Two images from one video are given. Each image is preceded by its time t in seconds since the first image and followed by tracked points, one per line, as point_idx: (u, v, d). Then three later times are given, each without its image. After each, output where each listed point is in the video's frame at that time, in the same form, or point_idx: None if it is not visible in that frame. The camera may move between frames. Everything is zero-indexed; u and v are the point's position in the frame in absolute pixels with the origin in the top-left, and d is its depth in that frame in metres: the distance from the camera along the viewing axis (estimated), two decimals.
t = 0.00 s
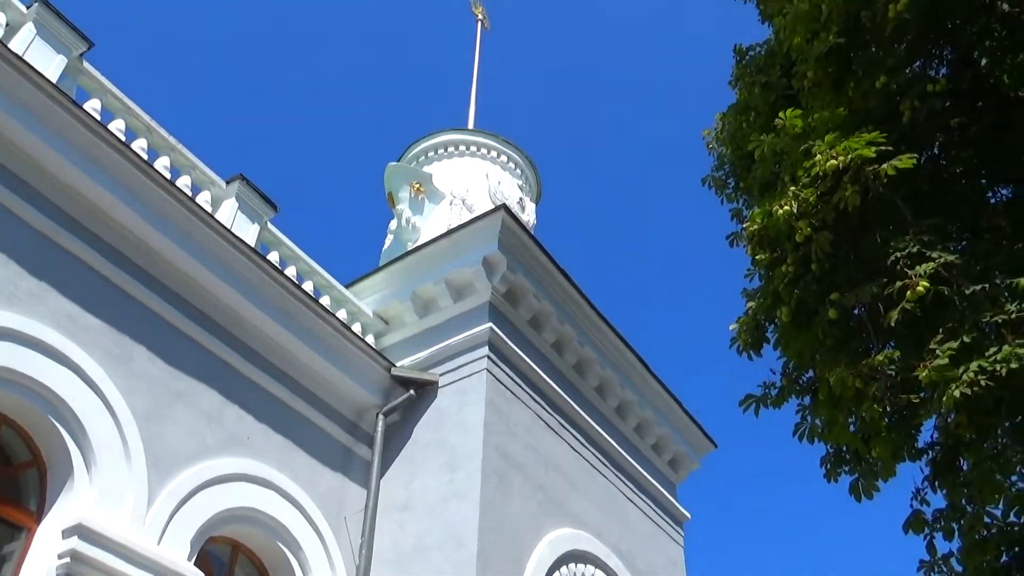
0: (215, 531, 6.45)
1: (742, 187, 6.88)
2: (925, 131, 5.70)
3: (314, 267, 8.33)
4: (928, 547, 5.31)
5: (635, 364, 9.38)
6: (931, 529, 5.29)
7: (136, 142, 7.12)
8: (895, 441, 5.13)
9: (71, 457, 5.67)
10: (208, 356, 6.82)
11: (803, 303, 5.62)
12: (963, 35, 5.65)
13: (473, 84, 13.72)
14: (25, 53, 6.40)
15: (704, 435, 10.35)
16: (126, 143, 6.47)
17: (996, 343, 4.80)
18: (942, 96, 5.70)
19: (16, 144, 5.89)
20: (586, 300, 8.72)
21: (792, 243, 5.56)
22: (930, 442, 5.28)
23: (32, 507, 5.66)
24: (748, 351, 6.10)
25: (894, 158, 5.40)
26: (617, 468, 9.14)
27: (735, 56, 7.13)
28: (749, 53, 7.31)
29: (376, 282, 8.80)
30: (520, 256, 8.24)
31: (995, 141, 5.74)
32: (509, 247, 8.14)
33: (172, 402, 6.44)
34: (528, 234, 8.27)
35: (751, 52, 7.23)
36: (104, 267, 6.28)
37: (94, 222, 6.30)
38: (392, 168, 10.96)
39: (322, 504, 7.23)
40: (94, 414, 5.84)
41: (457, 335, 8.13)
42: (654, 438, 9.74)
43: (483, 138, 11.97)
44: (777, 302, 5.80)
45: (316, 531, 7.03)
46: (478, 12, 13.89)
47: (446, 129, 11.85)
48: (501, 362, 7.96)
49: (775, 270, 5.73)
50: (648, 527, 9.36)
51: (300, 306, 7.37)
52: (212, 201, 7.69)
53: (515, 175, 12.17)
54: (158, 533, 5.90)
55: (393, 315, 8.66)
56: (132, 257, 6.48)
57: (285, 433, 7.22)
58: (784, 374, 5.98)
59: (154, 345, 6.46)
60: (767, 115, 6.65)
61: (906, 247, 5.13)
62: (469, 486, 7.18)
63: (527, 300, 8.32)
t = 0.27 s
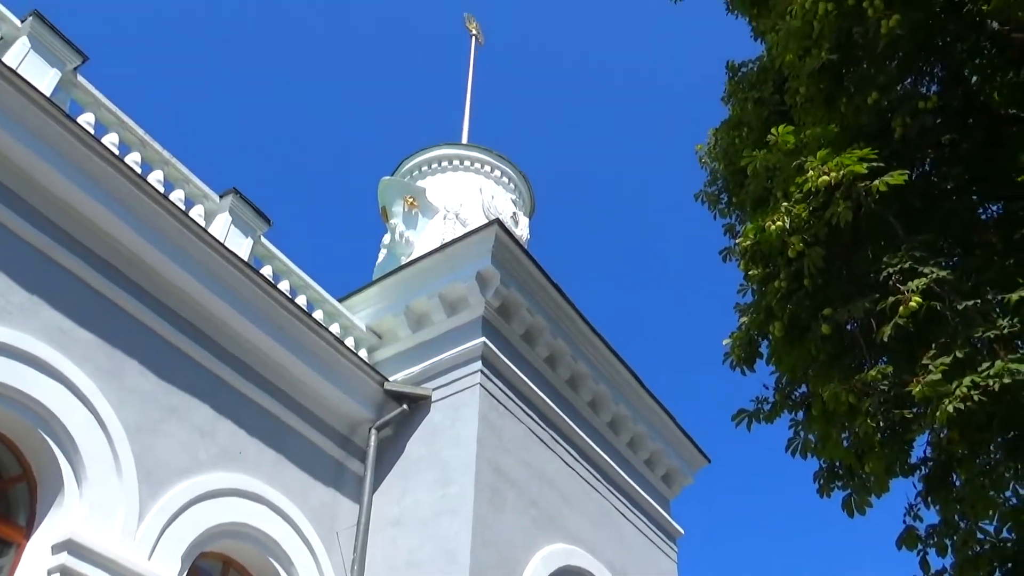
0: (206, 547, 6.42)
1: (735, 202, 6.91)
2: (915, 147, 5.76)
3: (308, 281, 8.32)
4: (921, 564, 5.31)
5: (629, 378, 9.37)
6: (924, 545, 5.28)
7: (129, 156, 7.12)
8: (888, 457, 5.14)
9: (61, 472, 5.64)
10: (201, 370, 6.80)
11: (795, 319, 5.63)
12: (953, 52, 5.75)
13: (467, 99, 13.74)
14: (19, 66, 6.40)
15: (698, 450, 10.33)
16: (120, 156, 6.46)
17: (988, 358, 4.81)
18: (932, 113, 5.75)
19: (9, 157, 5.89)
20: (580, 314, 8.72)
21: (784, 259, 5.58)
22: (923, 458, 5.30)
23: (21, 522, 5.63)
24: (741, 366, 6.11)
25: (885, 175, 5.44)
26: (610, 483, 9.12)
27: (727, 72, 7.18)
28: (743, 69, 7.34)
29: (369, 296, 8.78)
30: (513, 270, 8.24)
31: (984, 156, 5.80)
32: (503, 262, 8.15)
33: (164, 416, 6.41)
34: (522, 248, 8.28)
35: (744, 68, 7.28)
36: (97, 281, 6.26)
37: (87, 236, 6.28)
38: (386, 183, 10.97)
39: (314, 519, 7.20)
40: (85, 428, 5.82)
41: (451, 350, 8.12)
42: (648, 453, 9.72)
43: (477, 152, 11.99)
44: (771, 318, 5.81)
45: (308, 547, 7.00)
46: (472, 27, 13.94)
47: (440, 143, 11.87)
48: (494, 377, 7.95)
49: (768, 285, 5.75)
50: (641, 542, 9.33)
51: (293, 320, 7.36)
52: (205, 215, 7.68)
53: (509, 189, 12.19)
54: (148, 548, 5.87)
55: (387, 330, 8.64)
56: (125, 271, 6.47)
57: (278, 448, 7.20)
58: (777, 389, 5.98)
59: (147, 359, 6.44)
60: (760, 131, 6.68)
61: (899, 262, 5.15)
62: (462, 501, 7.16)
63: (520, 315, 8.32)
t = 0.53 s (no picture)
0: (199, 561, 6.40)
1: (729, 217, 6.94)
2: (908, 160, 5.79)
3: (302, 294, 8.31)
4: None
5: (624, 392, 9.35)
6: (921, 559, 5.27)
7: (124, 169, 7.12)
8: (883, 470, 5.14)
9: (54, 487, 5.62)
10: (195, 384, 6.78)
11: (790, 332, 5.64)
12: (946, 67, 5.88)
13: (462, 112, 13.76)
14: (15, 80, 6.40)
15: (693, 463, 10.31)
16: (116, 170, 6.46)
17: (983, 371, 4.82)
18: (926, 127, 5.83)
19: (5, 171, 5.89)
20: (575, 328, 8.71)
21: (779, 272, 5.60)
22: (919, 471, 5.29)
23: (14, 536, 5.63)
24: (736, 380, 6.11)
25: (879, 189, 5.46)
26: (605, 497, 9.09)
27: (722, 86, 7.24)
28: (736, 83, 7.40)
29: (364, 309, 8.77)
30: (508, 284, 8.24)
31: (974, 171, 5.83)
32: (498, 275, 8.14)
33: (158, 430, 6.39)
34: (517, 262, 8.28)
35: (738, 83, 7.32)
36: (92, 294, 6.25)
37: (81, 249, 6.27)
38: (382, 196, 10.97)
39: (309, 533, 7.17)
40: (78, 442, 5.80)
41: (445, 363, 8.11)
42: (643, 467, 9.70)
43: (473, 166, 12.00)
44: (766, 331, 5.82)
45: (302, 561, 6.98)
46: (467, 41, 13.97)
47: (436, 157, 11.88)
48: (490, 391, 7.94)
49: (763, 299, 5.76)
50: (637, 557, 9.30)
51: (288, 333, 7.34)
52: (200, 228, 7.68)
53: (504, 203, 12.20)
54: (141, 564, 5.84)
55: (381, 343, 8.63)
56: (118, 284, 6.45)
57: (272, 462, 7.17)
58: (772, 402, 5.99)
59: (141, 373, 6.42)
60: (754, 145, 6.70)
61: (893, 276, 5.17)
62: (457, 515, 7.14)
63: (515, 328, 8.31)
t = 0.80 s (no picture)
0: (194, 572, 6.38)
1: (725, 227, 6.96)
2: (904, 171, 5.82)
3: (298, 303, 8.30)
4: None
5: (620, 402, 9.34)
6: (918, 570, 5.27)
7: (121, 179, 7.12)
8: (880, 481, 5.15)
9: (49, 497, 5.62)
10: (190, 393, 6.77)
11: (787, 342, 5.65)
12: (940, 78, 5.98)
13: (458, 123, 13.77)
14: (11, 90, 6.41)
15: (689, 473, 10.30)
16: (112, 180, 6.46)
17: (979, 382, 4.82)
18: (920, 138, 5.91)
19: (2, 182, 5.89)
20: (571, 337, 8.71)
21: (775, 283, 5.61)
22: (916, 481, 5.29)
23: (7, 547, 5.63)
24: (732, 390, 6.12)
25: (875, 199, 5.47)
26: (602, 507, 9.08)
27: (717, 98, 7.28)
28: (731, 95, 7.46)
29: (360, 318, 8.76)
30: (504, 294, 8.24)
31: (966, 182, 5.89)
32: (494, 285, 8.15)
33: (153, 440, 6.37)
34: (513, 271, 8.28)
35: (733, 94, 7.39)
36: (87, 304, 6.24)
37: (76, 259, 6.26)
38: (378, 206, 10.98)
39: (304, 544, 7.15)
40: (73, 453, 5.79)
41: (442, 373, 8.10)
42: (639, 477, 9.69)
43: (469, 176, 12.00)
44: (762, 341, 5.85)
45: (297, 572, 6.96)
46: (463, 51, 13.99)
47: (432, 167, 11.89)
48: (486, 401, 7.93)
49: (759, 309, 5.79)
50: (634, 567, 9.29)
51: (284, 343, 7.33)
52: (196, 238, 7.67)
53: (500, 213, 12.20)
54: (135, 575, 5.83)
55: (378, 352, 8.62)
56: (114, 293, 6.44)
57: (267, 472, 7.15)
58: (768, 412, 6.00)
59: (136, 383, 6.41)
60: (749, 155, 6.75)
61: (888, 287, 5.19)
62: (453, 526, 7.13)
63: (511, 338, 8.31)
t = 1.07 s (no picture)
0: None
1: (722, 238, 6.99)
2: (898, 181, 5.90)
3: (295, 313, 8.29)
4: None
5: (617, 412, 9.33)
6: None
7: (117, 188, 7.11)
8: (876, 492, 5.16)
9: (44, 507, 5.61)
10: (186, 403, 6.76)
11: (783, 353, 5.67)
12: (936, 89, 6.10)
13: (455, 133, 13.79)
14: (8, 99, 6.41)
15: (686, 483, 10.29)
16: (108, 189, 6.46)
17: (974, 393, 4.82)
18: (916, 149, 6.01)
19: None
20: (568, 347, 8.71)
21: (771, 293, 5.64)
22: (912, 492, 5.30)
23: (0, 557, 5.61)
24: (729, 401, 6.13)
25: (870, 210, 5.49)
26: (599, 517, 9.07)
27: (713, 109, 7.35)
28: (728, 106, 7.50)
29: (357, 328, 8.75)
30: (501, 303, 8.24)
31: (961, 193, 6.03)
32: (491, 295, 8.15)
33: (149, 450, 6.36)
34: (510, 281, 8.28)
35: (729, 106, 7.42)
36: (83, 314, 6.23)
37: (73, 268, 6.26)
38: (375, 216, 10.98)
39: (299, 554, 7.14)
40: (68, 463, 5.78)
41: (438, 383, 8.09)
42: (636, 487, 9.68)
43: (466, 186, 12.01)
44: (758, 351, 5.87)
45: None
46: (460, 61, 14.02)
47: (429, 177, 11.90)
48: (483, 410, 7.92)
49: (756, 319, 5.83)
50: None
51: (280, 352, 7.32)
52: (192, 247, 7.67)
53: (497, 223, 12.20)
54: None
55: (374, 362, 8.61)
56: (110, 303, 6.43)
57: (263, 482, 7.14)
58: (765, 423, 6.00)
59: (132, 392, 6.40)
60: (746, 166, 6.77)
61: (884, 297, 5.23)
62: (449, 536, 7.11)
63: (508, 347, 8.30)
